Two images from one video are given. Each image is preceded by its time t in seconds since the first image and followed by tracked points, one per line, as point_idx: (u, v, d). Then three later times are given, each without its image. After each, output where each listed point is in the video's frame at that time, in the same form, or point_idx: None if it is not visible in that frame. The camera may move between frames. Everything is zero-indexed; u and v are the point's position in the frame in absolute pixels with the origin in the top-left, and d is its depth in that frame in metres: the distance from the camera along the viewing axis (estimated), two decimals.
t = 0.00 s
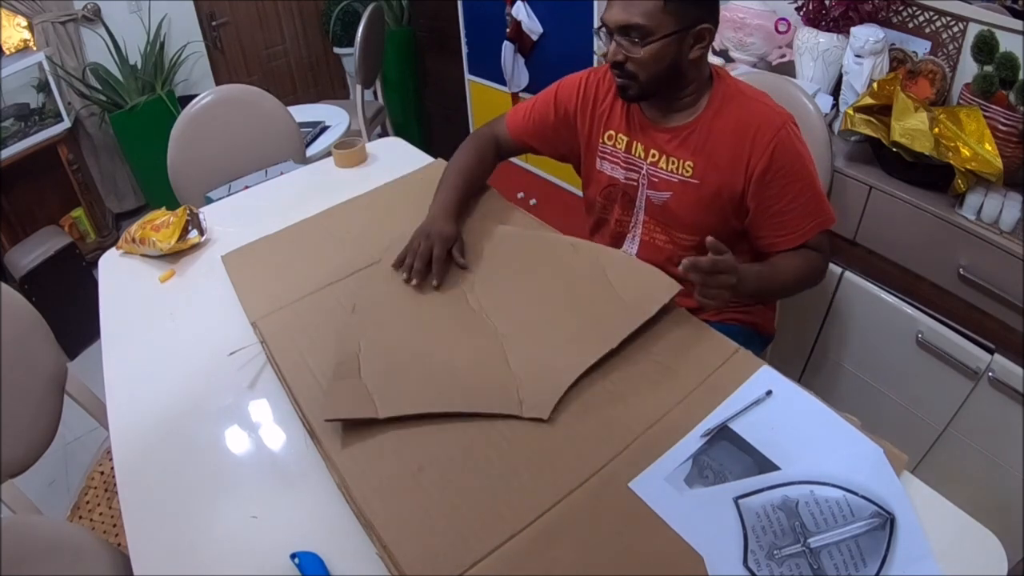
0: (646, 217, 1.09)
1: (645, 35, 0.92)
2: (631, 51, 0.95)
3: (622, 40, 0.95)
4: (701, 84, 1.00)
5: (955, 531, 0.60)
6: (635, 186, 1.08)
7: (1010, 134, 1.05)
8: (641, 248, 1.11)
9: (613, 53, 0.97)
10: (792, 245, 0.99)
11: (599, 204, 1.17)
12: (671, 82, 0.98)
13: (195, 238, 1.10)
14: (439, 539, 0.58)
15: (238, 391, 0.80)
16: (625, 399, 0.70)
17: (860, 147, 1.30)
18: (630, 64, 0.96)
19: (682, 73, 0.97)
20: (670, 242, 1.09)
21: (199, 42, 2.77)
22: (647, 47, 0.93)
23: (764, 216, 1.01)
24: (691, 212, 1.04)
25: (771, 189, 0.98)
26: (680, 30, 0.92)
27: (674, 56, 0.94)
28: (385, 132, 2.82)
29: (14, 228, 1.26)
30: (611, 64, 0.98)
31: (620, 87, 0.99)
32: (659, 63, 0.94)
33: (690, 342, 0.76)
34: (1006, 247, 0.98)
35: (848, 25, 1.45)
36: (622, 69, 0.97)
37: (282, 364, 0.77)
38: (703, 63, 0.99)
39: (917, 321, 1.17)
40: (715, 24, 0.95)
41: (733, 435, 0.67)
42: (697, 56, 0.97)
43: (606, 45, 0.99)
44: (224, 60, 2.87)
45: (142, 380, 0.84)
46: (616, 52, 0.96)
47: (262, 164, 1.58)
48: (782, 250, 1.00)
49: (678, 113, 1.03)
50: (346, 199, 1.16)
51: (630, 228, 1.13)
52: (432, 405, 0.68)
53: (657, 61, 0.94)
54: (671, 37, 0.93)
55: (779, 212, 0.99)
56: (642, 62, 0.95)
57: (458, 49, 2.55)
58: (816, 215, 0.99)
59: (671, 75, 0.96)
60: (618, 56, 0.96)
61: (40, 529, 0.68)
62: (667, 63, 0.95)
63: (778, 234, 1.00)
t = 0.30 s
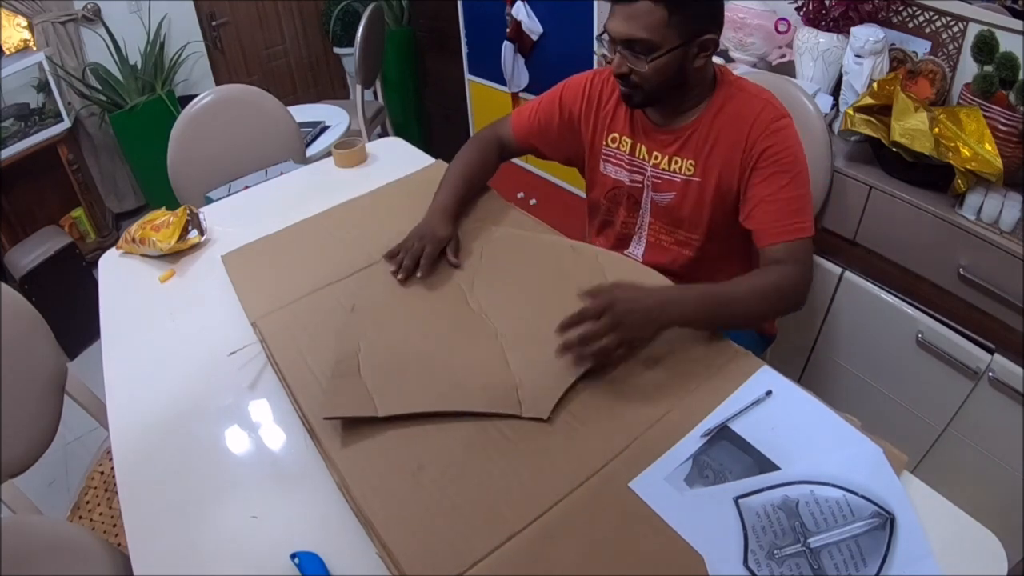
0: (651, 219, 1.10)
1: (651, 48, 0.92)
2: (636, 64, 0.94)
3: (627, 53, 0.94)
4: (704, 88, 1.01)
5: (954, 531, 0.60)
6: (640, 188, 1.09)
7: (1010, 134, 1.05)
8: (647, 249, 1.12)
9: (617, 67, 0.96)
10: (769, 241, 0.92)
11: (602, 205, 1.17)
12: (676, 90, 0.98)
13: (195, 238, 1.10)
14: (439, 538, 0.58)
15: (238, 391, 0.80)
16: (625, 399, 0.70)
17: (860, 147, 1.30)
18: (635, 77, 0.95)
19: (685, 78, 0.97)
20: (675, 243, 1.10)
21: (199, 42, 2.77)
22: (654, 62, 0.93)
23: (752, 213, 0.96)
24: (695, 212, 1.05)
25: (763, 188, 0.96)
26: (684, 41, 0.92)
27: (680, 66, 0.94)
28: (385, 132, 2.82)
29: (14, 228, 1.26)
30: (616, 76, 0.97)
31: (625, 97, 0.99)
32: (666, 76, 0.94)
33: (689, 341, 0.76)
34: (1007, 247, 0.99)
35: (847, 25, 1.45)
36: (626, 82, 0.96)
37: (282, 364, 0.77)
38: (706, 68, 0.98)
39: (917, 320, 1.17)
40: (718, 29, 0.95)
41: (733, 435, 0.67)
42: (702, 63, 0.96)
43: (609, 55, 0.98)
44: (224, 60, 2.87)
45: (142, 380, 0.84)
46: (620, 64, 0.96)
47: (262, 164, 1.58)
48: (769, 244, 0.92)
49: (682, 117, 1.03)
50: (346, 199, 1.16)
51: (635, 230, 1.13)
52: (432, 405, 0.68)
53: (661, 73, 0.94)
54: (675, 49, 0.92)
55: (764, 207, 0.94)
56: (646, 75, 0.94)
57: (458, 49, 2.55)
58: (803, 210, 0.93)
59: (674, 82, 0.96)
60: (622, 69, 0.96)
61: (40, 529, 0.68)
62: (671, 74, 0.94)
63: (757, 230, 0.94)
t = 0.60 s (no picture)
0: (644, 219, 1.10)
1: (640, 51, 0.92)
2: (626, 66, 0.94)
3: (617, 54, 0.95)
4: (699, 90, 1.01)
5: (956, 531, 0.60)
6: (633, 188, 1.09)
7: (1010, 134, 1.05)
8: (640, 250, 1.12)
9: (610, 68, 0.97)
10: (749, 236, 0.90)
11: (596, 205, 1.17)
12: (668, 92, 0.98)
13: (195, 238, 1.10)
14: (439, 539, 0.58)
15: (238, 391, 0.80)
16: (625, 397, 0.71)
17: (860, 147, 1.29)
18: (625, 78, 0.96)
19: (679, 80, 0.97)
20: (667, 244, 1.09)
21: (200, 42, 2.77)
22: (642, 64, 0.93)
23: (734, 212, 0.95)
24: (684, 214, 1.05)
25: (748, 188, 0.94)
26: (674, 44, 0.92)
27: (670, 69, 0.94)
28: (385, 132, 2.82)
29: (14, 228, 1.26)
30: (607, 75, 0.98)
31: (617, 97, 1.00)
32: (655, 77, 0.94)
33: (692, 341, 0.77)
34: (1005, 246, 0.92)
35: (847, 25, 1.45)
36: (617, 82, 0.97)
37: (283, 364, 0.77)
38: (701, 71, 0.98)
39: (917, 320, 1.17)
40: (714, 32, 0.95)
41: (733, 435, 0.67)
42: (695, 67, 0.96)
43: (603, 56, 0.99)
44: (224, 60, 2.88)
45: (142, 380, 0.84)
46: (611, 65, 0.96)
47: (262, 164, 1.58)
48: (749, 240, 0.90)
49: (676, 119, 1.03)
50: (345, 199, 1.16)
51: (628, 231, 1.12)
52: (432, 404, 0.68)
53: (650, 75, 0.94)
54: (665, 52, 0.92)
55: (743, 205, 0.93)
56: (635, 76, 0.95)
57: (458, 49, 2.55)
58: (786, 212, 0.91)
59: (664, 84, 0.96)
60: (613, 69, 0.96)
61: (40, 529, 0.68)
62: (662, 76, 0.94)
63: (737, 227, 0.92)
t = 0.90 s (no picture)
0: (642, 215, 1.10)
1: (633, 44, 0.92)
2: (620, 59, 0.94)
3: (611, 47, 0.94)
4: (697, 85, 1.01)
5: (956, 531, 0.60)
6: (631, 184, 1.09)
7: (1010, 134, 1.05)
8: (638, 247, 1.11)
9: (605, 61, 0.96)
10: (745, 231, 0.90)
11: (595, 201, 1.17)
12: (663, 86, 0.98)
13: (195, 238, 1.10)
14: (439, 539, 0.58)
15: (238, 390, 0.80)
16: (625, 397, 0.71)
17: (860, 147, 1.29)
18: (619, 71, 0.95)
19: (675, 75, 0.97)
20: (665, 240, 1.09)
21: (200, 42, 2.77)
22: (634, 57, 0.93)
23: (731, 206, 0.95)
24: (681, 210, 1.05)
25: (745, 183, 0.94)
26: (668, 37, 0.92)
27: (664, 63, 0.94)
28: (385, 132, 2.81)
29: (14, 228, 1.26)
30: (602, 69, 0.97)
31: (614, 91, 1.00)
32: (648, 70, 0.94)
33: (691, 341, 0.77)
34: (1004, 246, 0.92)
35: (848, 25, 1.45)
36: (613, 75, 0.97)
37: (283, 364, 0.77)
38: (698, 65, 0.98)
39: (917, 320, 1.17)
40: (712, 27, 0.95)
41: (733, 435, 0.67)
42: (690, 62, 0.96)
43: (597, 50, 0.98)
44: (224, 60, 2.78)
45: (142, 380, 0.84)
46: (606, 58, 0.96)
47: (262, 164, 1.58)
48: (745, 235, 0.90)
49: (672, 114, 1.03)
50: (345, 199, 1.16)
51: (626, 227, 1.12)
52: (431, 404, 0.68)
53: (644, 68, 0.94)
54: (659, 45, 0.92)
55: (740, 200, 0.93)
56: (629, 69, 0.94)
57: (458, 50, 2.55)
58: (782, 208, 0.91)
59: (659, 78, 0.96)
60: (608, 63, 0.96)
61: (40, 529, 0.68)
62: (655, 70, 0.94)
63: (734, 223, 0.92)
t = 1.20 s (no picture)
0: (645, 212, 1.10)
1: (674, 39, 0.90)
2: (659, 57, 0.92)
3: (648, 46, 0.91)
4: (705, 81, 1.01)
5: (957, 531, 0.60)
6: (634, 181, 1.09)
7: (1010, 134, 1.02)
8: (641, 244, 1.11)
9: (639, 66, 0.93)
10: (752, 227, 0.91)
11: (597, 198, 1.17)
12: (691, 78, 0.97)
13: (195, 238, 1.10)
14: (440, 538, 0.58)
15: (238, 390, 0.80)
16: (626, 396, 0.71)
17: (860, 147, 1.30)
18: (658, 70, 0.93)
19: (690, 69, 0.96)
20: (668, 237, 1.09)
21: (200, 42, 2.77)
22: (675, 52, 0.91)
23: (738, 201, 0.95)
24: (687, 205, 1.06)
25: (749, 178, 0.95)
26: (700, 28, 0.90)
27: (697, 55, 0.93)
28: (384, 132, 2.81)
29: (14, 228, 1.26)
30: (636, 72, 0.94)
31: (644, 92, 0.97)
32: (686, 64, 0.93)
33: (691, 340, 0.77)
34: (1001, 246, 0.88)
35: (848, 25, 1.45)
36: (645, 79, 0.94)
37: (283, 364, 0.77)
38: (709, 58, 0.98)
39: (917, 320, 1.18)
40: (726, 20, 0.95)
41: (733, 435, 0.67)
42: (712, 53, 0.96)
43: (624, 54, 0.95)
44: (224, 60, 2.87)
45: (142, 380, 0.84)
46: (641, 59, 0.93)
47: (262, 164, 1.58)
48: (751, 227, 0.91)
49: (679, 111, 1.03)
50: (345, 200, 1.16)
51: (629, 224, 1.12)
52: (431, 403, 0.68)
53: (683, 62, 0.93)
54: (692, 38, 0.91)
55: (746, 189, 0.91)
56: (667, 67, 0.93)
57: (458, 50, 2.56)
58: (789, 203, 0.92)
59: (690, 72, 0.95)
60: (645, 64, 0.93)
61: (40, 529, 0.68)
62: (691, 63, 0.93)
63: (741, 218, 0.93)
